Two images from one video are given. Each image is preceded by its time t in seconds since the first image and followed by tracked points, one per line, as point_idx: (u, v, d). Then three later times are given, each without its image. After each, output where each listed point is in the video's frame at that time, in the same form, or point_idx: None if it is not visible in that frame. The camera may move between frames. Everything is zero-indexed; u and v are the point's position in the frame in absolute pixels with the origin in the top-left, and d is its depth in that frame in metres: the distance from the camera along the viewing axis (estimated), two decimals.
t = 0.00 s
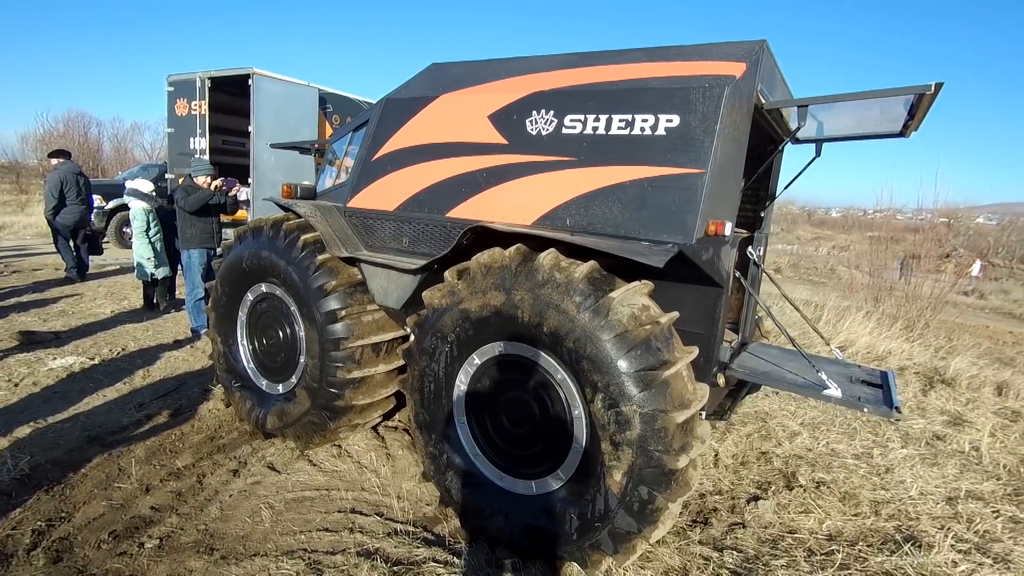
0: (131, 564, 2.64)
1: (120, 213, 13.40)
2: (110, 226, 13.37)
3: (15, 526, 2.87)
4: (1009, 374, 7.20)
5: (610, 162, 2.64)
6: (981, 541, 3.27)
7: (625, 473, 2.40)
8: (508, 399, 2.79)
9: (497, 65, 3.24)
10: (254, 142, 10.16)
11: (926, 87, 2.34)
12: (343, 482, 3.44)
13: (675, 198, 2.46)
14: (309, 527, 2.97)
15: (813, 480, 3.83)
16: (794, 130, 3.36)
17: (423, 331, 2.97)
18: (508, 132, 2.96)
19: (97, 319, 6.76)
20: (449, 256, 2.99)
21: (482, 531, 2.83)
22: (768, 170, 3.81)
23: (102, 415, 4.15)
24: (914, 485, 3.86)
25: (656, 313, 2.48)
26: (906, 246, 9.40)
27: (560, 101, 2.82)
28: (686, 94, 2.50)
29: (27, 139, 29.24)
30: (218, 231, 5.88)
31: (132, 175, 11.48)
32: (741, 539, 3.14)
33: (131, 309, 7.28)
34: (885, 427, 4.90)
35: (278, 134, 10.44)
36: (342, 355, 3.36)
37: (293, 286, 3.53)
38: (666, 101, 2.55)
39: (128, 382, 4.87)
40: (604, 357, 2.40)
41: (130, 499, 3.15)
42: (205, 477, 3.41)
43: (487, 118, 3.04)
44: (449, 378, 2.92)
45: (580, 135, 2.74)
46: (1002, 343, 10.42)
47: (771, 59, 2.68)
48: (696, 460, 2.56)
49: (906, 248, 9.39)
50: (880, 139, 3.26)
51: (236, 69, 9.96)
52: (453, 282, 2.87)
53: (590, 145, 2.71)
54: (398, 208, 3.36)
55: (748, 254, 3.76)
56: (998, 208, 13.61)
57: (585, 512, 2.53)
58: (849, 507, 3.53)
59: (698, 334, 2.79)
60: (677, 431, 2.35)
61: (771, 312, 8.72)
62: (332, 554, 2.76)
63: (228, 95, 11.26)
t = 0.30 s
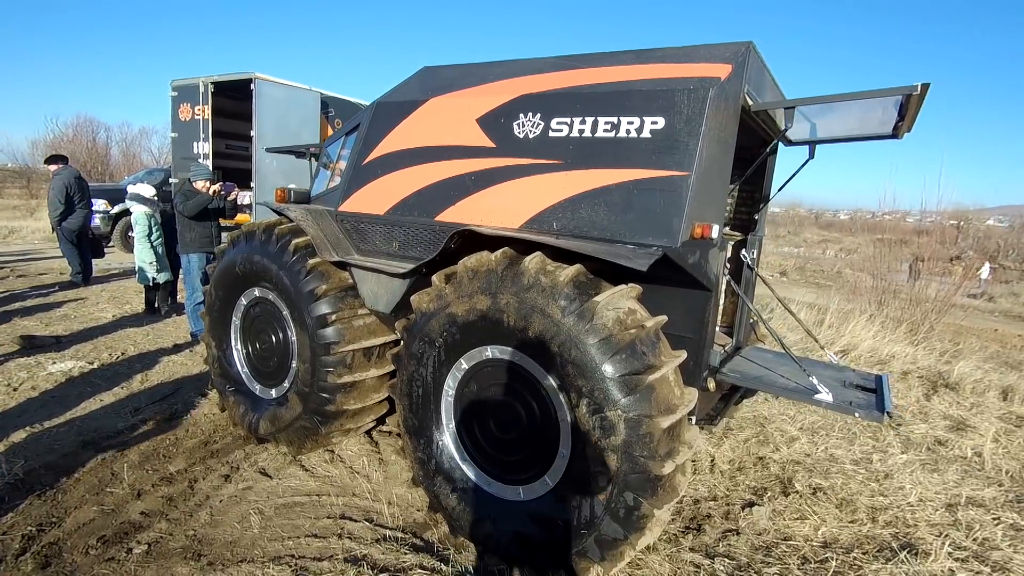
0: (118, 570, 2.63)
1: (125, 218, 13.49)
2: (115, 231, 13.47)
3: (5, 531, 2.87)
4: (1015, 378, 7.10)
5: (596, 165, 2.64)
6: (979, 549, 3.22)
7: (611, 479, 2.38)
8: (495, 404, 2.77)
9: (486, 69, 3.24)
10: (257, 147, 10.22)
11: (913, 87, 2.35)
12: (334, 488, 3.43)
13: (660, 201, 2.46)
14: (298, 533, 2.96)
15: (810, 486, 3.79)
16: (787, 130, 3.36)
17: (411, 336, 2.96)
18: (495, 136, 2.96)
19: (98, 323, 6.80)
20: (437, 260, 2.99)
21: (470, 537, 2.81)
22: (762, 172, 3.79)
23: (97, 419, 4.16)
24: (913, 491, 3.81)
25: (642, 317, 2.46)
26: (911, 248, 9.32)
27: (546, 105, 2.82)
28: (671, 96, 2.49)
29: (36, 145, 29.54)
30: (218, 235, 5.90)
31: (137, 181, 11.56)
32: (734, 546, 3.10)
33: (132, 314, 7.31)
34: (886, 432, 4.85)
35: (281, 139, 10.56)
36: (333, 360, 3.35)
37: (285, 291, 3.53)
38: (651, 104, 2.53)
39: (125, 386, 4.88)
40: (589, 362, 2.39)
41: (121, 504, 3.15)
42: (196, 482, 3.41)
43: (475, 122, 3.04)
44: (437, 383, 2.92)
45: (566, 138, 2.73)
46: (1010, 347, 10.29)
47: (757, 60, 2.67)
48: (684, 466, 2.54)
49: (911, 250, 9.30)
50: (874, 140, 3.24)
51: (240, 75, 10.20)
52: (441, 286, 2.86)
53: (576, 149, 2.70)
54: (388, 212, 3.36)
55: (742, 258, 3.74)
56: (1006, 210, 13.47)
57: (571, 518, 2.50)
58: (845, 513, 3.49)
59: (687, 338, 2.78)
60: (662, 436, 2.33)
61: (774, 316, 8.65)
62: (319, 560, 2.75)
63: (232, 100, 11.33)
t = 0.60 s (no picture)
0: (100, 567, 2.64)
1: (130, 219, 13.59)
2: (121, 231, 13.58)
3: None
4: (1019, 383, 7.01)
5: (579, 165, 2.62)
6: (972, 554, 3.17)
7: (591, 480, 2.36)
8: (479, 404, 2.76)
9: (474, 69, 3.24)
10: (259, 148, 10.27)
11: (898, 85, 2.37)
12: (322, 487, 3.42)
13: (643, 201, 2.44)
14: (282, 532, 2.96)
15: (802, 489, 3.75)
16: (780, 129, 3.36)
17: (396, 335, 2.96)
18: (481, 136, 2.95)
19: (98, 322, 6.84)
20: (423, 260, 2.98)
21: (453, 538, 2.79)
22: (755, 172, 3.77)
23: (90, 417, 4.18)
24: (907, 495, 3.76)
25: (624, 317, 2.45)
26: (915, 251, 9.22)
27: (531, 104, 2.81)
28: (654, 95, 2.47)
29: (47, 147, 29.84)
30: (214, 236, 5.91)
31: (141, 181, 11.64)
32: (721, 549, 3.07)
33: (132, 313, 7.35)
34: (883, 436, 4.80)
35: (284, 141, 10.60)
36: (321, 359, 3.35)
37: (274, 290, 3.54)
38: (634, 103, 2.52)
39: (121, 385, 4.90)
40: (570, 361, 2.37)
41: (108, 502, 3.16)
42: (184, 480, 3.41)
43: (461, 122, 3.04)
44: (421, 383, 2.91)
45: (550, 138, 2.72)
46: (1017, 351, 10.16)
47: (743, 59, 2.65)
48: (666, 467, 2.52)
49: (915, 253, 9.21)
50: (867, 140, 3.23)
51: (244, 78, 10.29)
52: (425, 286, 2.85)
53: (560, 148, 2.69)
54: (376, 212, 3.36)
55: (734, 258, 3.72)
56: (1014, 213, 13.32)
57: (552, 519, 2.48)
58: (837, 517, 3.44)
59: (671, 339, 2.76)
60: (643, 437, 2.31)
61: (775, 318, 8.59)
62: (301, 559, 2.74)
63: (236, 102, 11.39)
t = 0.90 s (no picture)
0: (88, 564, 2.64)
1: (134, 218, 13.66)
2: (125, 231, 13.65)
3: None
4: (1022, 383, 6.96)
5: (567, 162, 2.61)
6: (967, 556, 3.14)
7: (576, 479, 2.34)
8: (468, 402, 2.75)
9: (465, 67, 3.23)
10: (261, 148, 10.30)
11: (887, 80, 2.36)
12: (313, 485, 3.42)
13: (630, 198, 2.42)
14: (271, 529, 2.96)
15: (796, 490, 3.72)
16: (775, 125, 3.35)
17: (386, 333, 2.95)
18: (471, 133, 2.94)
19: (98, 320, 6.87)
20: (413, 257, 2.97)
21: (441, 536, 2.78)
22: (750, 171, 3.77)
23: (85, 415, 4.19)
24: (903, 496, 3.73)
25: (611, 315, 2.43)
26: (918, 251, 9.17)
27: (520, 101, 2.79)
28: (642, 91, 2.46)
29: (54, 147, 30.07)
30: (207, 234, 5.94)
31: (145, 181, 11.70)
32: (712, 549, 3.05)
33: (133, 311, 7.38)
34: (881, 436, 4.77)
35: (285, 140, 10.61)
36: (313, 357, 3.35)
37: (266, 288, 3.54)
38: (622, 100, 2.50)
39: (118, 382, 4.92)
40: (556, 359, 2.36)
41: (99, 498, 3.16)
42: (176, 477, 3.42)
43: (451, 119, 3.03)
44: (410, 381, 2.90)
45: (539, 135, 2.71)
46: (1021, 352, 10.09)
47: (733, 55, 2.63)
48: (654, 466, 2.50)
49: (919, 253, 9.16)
50: (862, 137, 3.21)
51: (245, 77, 10.31)
52: (414, 283, 2.84)
53: (549, 145, 2.68)
54: (368, 210, 3.35)
55: (728, 257, 3.69)
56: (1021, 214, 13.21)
57: (539, 518, 2.47)
58: (831, 518, 3.42)
59: (661, 337, 2.75)
60: (629, 435, 2.30)
61: (776, 319, 8.56)
62: (288, 557, 2.74)
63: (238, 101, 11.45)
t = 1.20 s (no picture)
0: (73, 564, 2.60)
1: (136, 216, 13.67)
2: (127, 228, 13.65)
3: None
4: None
5: (559, 157, 2.55)
6: (969, 561, 3.08)
7: (566, 481, 2.29)
8: (458, 402, 2.70)
9: (459, 61, 3.18)
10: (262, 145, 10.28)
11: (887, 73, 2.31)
12: (304, 485, 3.37)
13: (623, 194, 2.37)
14: (259, 530, 2.91)
15: (795, 492, 3.65)
16: (775, 122, 3.30)
17: (376, 331, 2.91)
18: (463, 128, 2.89)
19: (96, 317, 6.84)
20: (403, 255, 2.92)
21: (431, 538, 2.73)
22: (749, 168, 3.71)
23: (78, 412, 4.16)
24: (905, 500, 3.66)
25: (603, 314, 2.38)
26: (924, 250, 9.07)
27: (513, 95, 2.74)
28: (635, 85, 2.40)
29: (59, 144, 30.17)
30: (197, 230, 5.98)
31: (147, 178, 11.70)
32: (708, 553, 3.00)
33: (131, 308, 7.36)
34: (883, 438, 4.70)
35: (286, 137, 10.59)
36: (304, 355, 3.30)
37: (258, 285, 3.49)
38: (615, 93, 2.45)
39: (113, 380, 4.89)
40: (546, 359, 2.30)
41: (87, 497, 3.12)
42: (166, 476, 3.38)
43: (444, 115, 2.97)
44: (401, 380, 2.85)
45: (532, 129, 2.65)
46: None
47: (729, 49, 2.57)
48: (647, 468, 2.44)
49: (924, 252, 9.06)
50: (864, 133, 3.16)
51: (246, 74, 10.28)
52: (405, 281, 2.79)
53: (541, 140, 2.62)
54: (360, 206, 3.30)
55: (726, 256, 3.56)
56: None
57: (529, 521, 2.41)
58: (830, 521, 3.35)
59: (656, 336, 2.69)
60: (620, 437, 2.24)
61: (779, 319, 8.48)
62: (276, 559, 2.69)
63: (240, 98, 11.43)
